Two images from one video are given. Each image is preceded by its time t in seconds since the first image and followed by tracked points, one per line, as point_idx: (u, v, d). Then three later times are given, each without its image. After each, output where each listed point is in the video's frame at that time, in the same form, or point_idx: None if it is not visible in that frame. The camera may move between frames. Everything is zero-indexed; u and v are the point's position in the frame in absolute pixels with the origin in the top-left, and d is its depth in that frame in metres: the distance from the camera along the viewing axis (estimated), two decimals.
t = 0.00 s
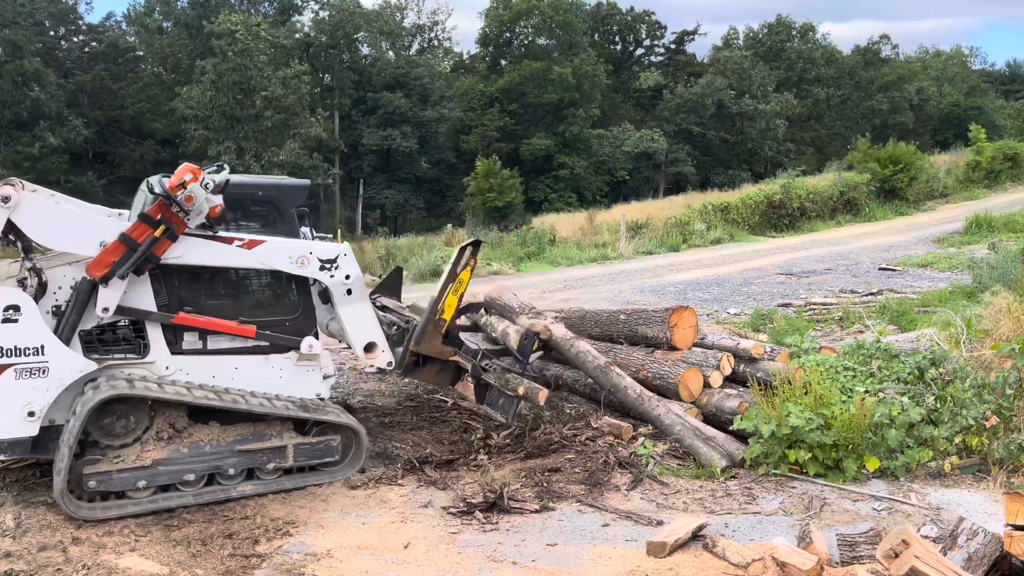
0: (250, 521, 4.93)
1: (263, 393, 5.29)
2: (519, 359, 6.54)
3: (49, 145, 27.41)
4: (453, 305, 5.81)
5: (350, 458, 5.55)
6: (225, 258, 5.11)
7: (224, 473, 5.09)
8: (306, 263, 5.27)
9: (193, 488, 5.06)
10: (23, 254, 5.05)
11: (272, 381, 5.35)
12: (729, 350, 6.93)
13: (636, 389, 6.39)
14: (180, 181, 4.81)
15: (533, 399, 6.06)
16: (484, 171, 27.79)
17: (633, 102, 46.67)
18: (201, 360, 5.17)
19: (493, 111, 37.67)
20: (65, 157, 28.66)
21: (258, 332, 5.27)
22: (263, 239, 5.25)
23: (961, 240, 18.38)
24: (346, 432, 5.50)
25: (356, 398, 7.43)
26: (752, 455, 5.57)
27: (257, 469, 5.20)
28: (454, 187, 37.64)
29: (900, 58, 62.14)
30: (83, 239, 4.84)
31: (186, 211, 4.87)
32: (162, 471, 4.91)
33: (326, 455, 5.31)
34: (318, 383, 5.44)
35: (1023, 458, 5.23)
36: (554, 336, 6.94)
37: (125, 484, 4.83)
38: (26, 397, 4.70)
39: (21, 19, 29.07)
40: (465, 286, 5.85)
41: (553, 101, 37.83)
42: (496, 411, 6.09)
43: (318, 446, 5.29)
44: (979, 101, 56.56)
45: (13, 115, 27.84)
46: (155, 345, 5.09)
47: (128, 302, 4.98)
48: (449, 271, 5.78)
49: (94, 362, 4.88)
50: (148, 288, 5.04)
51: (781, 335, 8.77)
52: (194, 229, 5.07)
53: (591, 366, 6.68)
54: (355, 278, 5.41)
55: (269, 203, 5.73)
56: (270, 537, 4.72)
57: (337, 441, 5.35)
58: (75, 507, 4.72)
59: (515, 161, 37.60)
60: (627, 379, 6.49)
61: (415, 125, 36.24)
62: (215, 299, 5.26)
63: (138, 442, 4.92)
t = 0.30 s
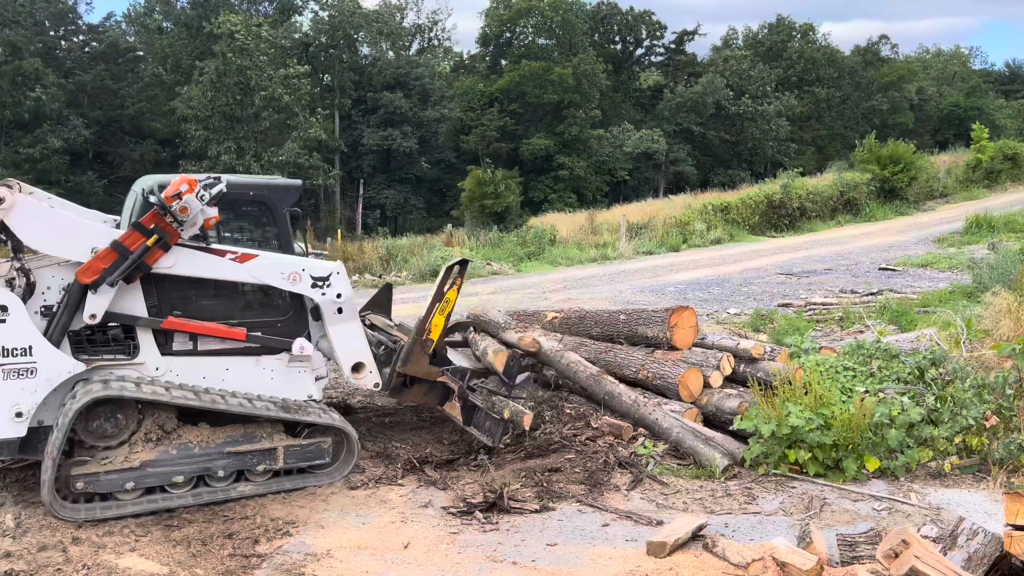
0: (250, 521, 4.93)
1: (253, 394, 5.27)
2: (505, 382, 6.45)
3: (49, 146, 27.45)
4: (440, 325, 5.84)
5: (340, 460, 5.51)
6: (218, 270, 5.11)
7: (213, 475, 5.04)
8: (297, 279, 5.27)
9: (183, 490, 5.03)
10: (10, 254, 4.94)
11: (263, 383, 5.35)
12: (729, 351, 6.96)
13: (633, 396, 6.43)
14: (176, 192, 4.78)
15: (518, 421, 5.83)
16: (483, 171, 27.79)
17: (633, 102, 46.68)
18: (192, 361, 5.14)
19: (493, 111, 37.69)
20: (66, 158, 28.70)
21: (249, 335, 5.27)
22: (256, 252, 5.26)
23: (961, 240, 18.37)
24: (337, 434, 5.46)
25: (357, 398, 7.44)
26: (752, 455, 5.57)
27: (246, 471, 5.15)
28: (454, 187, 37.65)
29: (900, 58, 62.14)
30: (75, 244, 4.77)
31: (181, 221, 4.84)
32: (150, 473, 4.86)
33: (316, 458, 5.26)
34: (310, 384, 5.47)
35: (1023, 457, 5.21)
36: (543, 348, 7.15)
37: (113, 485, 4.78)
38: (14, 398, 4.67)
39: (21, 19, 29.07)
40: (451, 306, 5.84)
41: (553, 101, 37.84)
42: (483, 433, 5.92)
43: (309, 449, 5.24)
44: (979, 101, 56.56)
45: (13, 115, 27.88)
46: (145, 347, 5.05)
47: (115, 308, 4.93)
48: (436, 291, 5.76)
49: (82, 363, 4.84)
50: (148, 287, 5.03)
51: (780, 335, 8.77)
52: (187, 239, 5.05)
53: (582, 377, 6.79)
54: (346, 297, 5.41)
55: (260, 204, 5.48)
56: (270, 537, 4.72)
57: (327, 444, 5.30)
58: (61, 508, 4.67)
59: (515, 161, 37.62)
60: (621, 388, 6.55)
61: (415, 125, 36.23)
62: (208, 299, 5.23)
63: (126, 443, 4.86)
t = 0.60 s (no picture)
0: (250, 521, 4.93)
1: (242, 395, 5.27)
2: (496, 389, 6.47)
3: (50, 146, 27.47)
4: (431, 329, 5.74)
5: (331, 462, 5.52)
6: (208, 274, 5.11)
7: (202, 477, 5.03)
8: (287, 283, 5.27)
9: (173, 491, 5.01)
10: None
11: (253, 384, 5.34)
12: (729, 350, 6.98)
13: (629, 398, 6.34)
14: (167, 194, 4.77)
15: (508, 426, 5.90)
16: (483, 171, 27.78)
17: (633, 102, 46.66)
18: (181, 362, 5.14)
19: (493, 111, 37.71)
20: (66, 158, 28.73)
21: (239, 336, 5.26)
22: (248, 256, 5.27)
23: (961, 240, 18.37)
24: (328, 435, 5.48)
25: (357, 398, 7.43)
26: (752, 454, 5.58)
27: (236, 473, 5.16)
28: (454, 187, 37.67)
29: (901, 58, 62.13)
30: (65, 246, 4.77)
31: (171, 223, 4.83)
32: (137, 474, 4.86)
33: (305, 460, 5.28)
34: (300, 386, 5.45)
35: None
36: (536, 353, 7.10)
37: (101, 486, 4.79)
38: (3, 398, 4.67)
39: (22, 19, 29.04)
40: (443, 310, 5.73)
41: (553, 102, 37.84)
42: (474, 439, 5.98)
43: (299, 450, 5.26)
44: (980, 101, 56.53)
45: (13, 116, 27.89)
46: (134, 347, 5.04)
47: (103, 310, 4.91)
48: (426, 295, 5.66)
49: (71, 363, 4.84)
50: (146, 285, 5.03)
51: (781, 335, 8.77)
52: (178, 243, 5.05)
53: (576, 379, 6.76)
54: (337, 302, 5.40)
55: (251, 204, 5.52)
56: (270, 537, 4.72)
57: (317, 445, 5.32)
58: (47, 508, 4.67)
59: (515, 161, 37.63)
60: (616, 390, 6.49)
61: (415, 125, 36.19)
62: (198, 300, 5.21)
63: (114, 444, 4.87)
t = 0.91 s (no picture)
0: (250, 521, 4.93)
1: (227, 397, 5.23)
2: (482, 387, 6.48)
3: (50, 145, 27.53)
4: (417, 328, 5.70)
5: (319, 462, 5.47)
6: (193, 275, 5.07)
7: (189, 479, 4.98)
8: (273, 283, 5.25)
9: (159, 494, 4.97)
10: None
11: (239, 385, 5.30)
12: (729, 350, 6.99)
13: (628, 399, 6.34)
14: (152, 194, 4.71)
15: (495, 424, 5.83)
16: (483, 171, 27.76)
17: (633, 102, 46.67)
18: (166, 364, 5.09)
19: (493, 111, 37.72)
20: (66, 158, 28.75)
21: (224, 336, 5.22)
22: (232, 256, 5.24)
23: (961, 240, 18.37)
24: (317, 436, 5.42)
25: (357, 398, 7.43)
26: (752, 454, 5.58)
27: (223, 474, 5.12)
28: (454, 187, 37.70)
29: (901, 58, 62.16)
30: (45, 247, 4.66)
31: (156, 223, 4.77)
32: (124, 477, 4.80)
33: (294, 460, 5.23)
34: (286, 385, 5.43)
35: (1023, 458, 5.18)
36: (533, 355, 7.04)
37: (86, 490, 4.73)
38: None
39: (22, 19, 29.04)
40: (428, 309, 5.69)
41: (553, 102, 37.83)
42: (461, 437, 6.04)
43: (287, 450, 5.20)
44: (980, 101, 56.54)
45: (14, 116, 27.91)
46: (117, 347, 4.96)
47: (86, 312, 4.83)
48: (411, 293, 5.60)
49: (54, 365, 4.80)
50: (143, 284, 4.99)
51: (781, 335, 8.76)
52: (161, 243, 4.99)
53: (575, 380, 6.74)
54: (323, 301, 5.39)
55: (235, 204, 5.54)
56: (270, 537, 4.73)
57: (305, 445, 5.27)
58: (32, 513, 4.61)
59: (515, 161, 37.63)
60: (614, 392, 6.47)
61: (415, 125, 36.16)
62: (182, 300, 5.15)
63: (100, 447, 4.82)
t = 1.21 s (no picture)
0: (250, 521, 4.93)
1: (217, 397, 5.20)
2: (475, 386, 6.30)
3: (49, 145, 27.57)
4: (406, 327, 5.80)
5: (310, 462, 5.45)
6: (182, 275, 5.02)
7: (180, 480, 4.95)
8: (263, 283, 5.22)
9: (149, 495, 4.93)
10: None
11: (229, 386, 5.27)
12: (729, 351, 6.99)
13: (625, 401, 6.20)
14: (141, 194, 4.65)
15: (489, 423, 5.83)
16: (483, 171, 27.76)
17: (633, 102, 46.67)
18: (155, 365, 5.04)
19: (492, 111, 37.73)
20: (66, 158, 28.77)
21: (213, 337, 5.18)
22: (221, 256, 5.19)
23: (961, 240, 18.37)
24: (308, 436, 5.39)
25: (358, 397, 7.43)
26: (752, 454, 5.57)
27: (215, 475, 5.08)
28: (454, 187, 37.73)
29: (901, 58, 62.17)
30: (32, 248, 4.61)
31: (145, 223, 4.71)
32: (114, 479, 4.76)
33: (285, 460, 5.20)
34: (276, 385, 5.42)
35: None
36: (529, 358, 6.85)
37: (77, 493, 4.68)
38: None
39: (22, 19, 29.01)
40: (417, 307, 5.74)
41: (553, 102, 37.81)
42: (453, 435, 5.99)
43: (278, 451, 5.18)
44: (980, 101, 56.56)
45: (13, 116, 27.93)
46: (105, 349, 4.91)
47: (74, 314, 4.76)
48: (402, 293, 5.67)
49: (42, 367, 4.75)
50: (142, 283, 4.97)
51: (781, 335, 8.76)
52: (151, 243, 4.93)
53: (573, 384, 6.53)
54: (312, 301, 5.37)
55: (223, 203, 5.49)
56: (270, 537, 4.73)
57: (297, 445, 5.24)
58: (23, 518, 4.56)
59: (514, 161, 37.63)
60: (611, 393, 6.31)
61: (415, 125, 36.14)
62: (170, 301, 5.09)
63: (90, 449, 4.75)
